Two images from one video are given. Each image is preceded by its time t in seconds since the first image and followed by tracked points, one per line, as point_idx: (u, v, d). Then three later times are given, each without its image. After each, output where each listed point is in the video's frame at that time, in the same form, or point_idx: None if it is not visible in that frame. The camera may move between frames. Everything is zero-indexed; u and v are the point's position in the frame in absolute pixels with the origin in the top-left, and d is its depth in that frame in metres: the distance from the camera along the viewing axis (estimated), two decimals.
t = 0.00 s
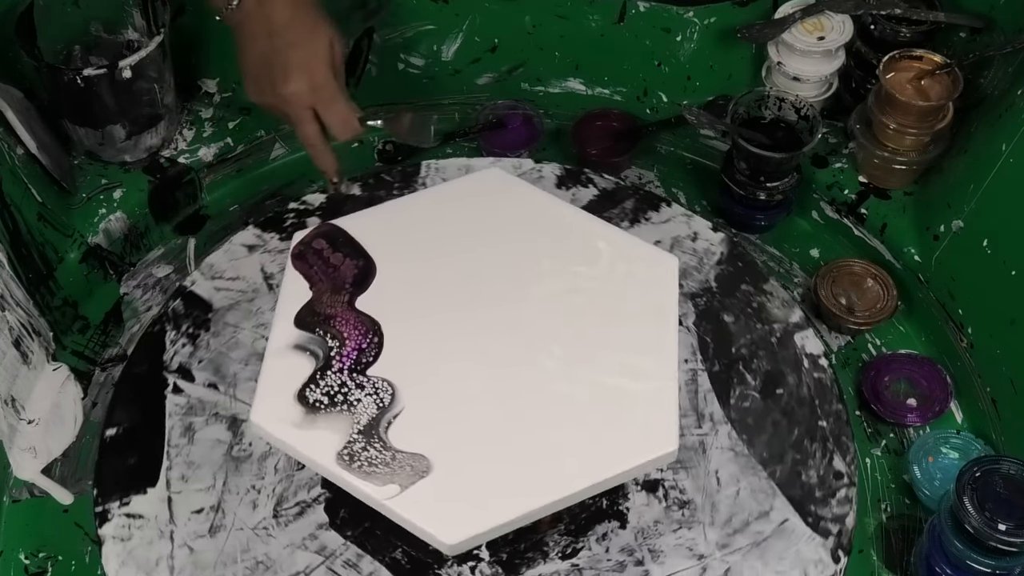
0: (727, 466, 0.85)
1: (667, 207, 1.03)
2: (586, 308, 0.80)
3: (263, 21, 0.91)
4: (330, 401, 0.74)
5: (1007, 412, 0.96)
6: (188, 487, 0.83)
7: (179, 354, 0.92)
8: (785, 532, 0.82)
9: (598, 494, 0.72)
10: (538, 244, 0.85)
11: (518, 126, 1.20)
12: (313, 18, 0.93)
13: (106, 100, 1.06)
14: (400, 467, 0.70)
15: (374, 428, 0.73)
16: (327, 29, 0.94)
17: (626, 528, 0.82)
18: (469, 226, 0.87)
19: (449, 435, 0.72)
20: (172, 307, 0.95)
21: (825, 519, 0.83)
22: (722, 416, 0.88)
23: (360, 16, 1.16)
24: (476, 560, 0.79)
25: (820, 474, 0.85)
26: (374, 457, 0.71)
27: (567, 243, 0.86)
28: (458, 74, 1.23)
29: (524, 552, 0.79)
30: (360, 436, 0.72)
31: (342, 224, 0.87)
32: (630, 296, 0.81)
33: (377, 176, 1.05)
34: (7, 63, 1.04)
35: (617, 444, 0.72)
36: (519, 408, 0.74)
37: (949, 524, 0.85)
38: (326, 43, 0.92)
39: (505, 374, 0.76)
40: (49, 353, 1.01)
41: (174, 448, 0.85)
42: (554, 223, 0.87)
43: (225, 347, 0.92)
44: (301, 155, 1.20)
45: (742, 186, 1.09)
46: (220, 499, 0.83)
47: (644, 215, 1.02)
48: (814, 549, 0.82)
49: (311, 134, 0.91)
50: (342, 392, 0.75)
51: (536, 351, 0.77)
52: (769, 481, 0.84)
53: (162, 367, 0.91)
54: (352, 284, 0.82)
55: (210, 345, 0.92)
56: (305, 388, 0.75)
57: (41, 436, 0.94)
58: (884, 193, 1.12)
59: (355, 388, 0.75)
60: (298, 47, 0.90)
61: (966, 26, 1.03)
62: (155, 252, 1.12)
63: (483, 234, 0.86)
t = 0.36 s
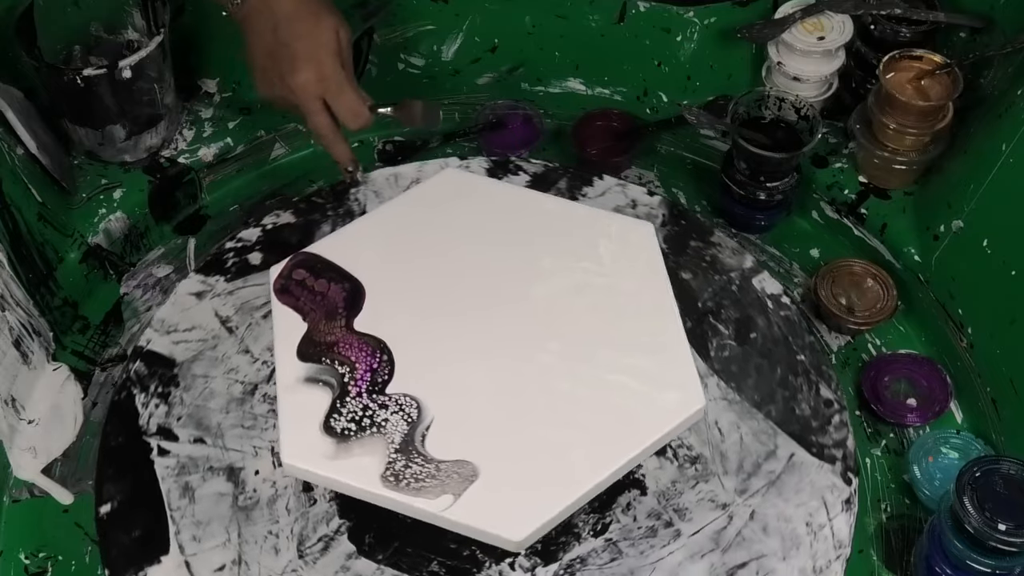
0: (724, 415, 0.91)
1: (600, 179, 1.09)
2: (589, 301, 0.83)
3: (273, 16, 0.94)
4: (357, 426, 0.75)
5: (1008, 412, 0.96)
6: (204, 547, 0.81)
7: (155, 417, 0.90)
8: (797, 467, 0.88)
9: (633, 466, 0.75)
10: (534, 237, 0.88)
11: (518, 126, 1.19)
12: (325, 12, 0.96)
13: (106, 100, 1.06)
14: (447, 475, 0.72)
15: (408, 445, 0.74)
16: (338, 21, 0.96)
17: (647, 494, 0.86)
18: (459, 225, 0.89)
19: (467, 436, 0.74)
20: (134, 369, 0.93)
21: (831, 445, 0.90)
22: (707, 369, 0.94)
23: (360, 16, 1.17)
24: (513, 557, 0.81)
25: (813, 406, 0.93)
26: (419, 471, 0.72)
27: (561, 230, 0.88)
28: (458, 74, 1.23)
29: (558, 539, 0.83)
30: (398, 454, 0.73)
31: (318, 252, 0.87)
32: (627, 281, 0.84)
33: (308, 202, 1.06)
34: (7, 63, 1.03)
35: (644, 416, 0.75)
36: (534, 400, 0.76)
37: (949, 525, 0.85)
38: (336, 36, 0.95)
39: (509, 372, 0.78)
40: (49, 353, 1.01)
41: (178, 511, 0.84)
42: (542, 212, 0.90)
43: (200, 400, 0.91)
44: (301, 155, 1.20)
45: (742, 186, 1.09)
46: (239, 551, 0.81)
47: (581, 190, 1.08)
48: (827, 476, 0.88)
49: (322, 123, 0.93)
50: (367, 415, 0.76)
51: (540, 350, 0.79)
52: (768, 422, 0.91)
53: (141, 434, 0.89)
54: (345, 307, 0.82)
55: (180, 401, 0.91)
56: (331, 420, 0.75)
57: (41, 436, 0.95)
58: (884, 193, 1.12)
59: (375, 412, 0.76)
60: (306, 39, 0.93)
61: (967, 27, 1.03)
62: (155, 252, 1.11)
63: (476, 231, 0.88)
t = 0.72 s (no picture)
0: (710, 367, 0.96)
1: (527, 166, 1.12)
2: (594, 290, 0.84)
3: (232, 34, 0.95)
4: (393, 445, 0.74)
5: (1008, 413, 0.96)
6: None
7: (148, 483, 0.88)
8: (788, 404, 0.94)
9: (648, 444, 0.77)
10: (530, 229, 0.89)
11: (518, 126, 1.19)
12: (284, 35, 0.96)
13: (106, 100, 1.06)
14: (495, 475, 0.73)
15: (446, 450, 0.74)
16: (296, 46, 0.96)
17: (659, 458, 0.90)
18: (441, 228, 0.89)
19: (482, 435, 0.75)
20: (112, 440, 0.91)
21: (814, 378, 0.97)
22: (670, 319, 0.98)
23: (360, 16, 1.17)
24: (547, 545, 0.84)
25: (788, 343, 0.99)
26: (467, 476, 0.73)
27: (552, 217, 0.90)
28: (458, 74, 1.23)
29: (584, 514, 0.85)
30: (441, 463, 0.73)
31: (305, 281, 0.85)
32: (623, 266, 0.86)
33: (246, 237, 1.06)
34: (7, 63, 1.04)
35: (664, 390, 0.77)
36: (552, 392, 0.77)
37: (949, 525, 0.85)
38: (291, 60, 0.95)
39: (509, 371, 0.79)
40: (49, 353, 1.01)
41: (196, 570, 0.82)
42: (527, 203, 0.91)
43: (190, 456, 0.89)
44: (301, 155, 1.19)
45: (742, 186, 1.09)
46: None
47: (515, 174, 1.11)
48: (818, 407, 0.95)
49: (265, 148, 0.93)
50: (398, 432, 0.75)
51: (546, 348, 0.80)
52: (751, 367, 0.97)
53: (139, 503, 0.87)
54: (344, 330, 0.81)
55: (170, 462, 0.89)
56: (364, 445, 0.74)
57: (41, 436, 0.95)
58: (884, 193, 1.12)
59: (403, 428, 0.75)
60: (261, 62, 0.93)
61: (967, 27, 1.03)
62: (155, 252, 1.12)
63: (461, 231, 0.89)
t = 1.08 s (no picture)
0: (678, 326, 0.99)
1: (458, 165, 1.12)
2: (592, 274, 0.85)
3: (223, 38, 0.93)
4: (431, 456, 0.74)
5: (1007, 412, 0.96)
6: None
7: (158, 548, 0.84)
8: (766, 349, 0.99)
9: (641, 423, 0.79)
10: (522, 219, 0.90)
11: (518, 126, 1.21)
12: (274, 37, 0.93)
13: (106, 100, 1.06)
14: (541, 469, 0.73)
15: (487, 450, 0.74)
16: (285, 48, 0.94)
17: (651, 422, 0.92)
18: (423, 233, 0.88)
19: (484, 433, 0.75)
20: (109, 513, 0.86)
21: (783, 319, 1.02)
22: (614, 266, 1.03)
23: (360, 16, 1.16)
24: (576, 527, 0.85)
25: (751, 292, 1.04)
26: (514, 472, 0.73)
27: (541, 204, 0.91)
28: (458, 74, 1.23)
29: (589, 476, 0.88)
30: (484, 464, 0.73)
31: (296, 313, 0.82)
32: (614, 249, 0.87)
33: (194, 282, 1.02)
34: (7, 62, 1.04)
35: (669, 374, 0.78)
36: (552, 392, 0.77)
37: (949, 525, 0.85)
38: (281, 62, 0.92)
39: (511, 370, 0.79)
40: (49, 353, 1.01)
41: None
42: (511, 194, 0.92)
43: (195, 512, 0.86)
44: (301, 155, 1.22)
45: (742, 186, 1.09)
46: None
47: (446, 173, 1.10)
48: (795, 346, 1.00)
49: (253, 154, 0.90)
50: (433, 441, 0.74)
51: (549, 338, 0.81)
52: (723, 319, 1.01)
53: (154, 569, 0.83)
54: (349, 353, 0.80)
55: (176, 522, 0.85)
56: (400, 463, 0.73)
57: (41, 436, 0.95)
58: (884, 193, 1.12)
59: (436, 437, 0.75)
60: (250, 66, 0.91)
61: (967, 27, 1.03)
62: (156, 252, 1.12)
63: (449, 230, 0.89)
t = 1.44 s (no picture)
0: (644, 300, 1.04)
1: (418, 168, 1.17)
2: (588, 267, 0.86)
3: (186, 58, 0.86)
4: (454, 458, 0.74)
5: (1007, 412, 0.96)
6: None
7: None
8: (747, 319, 1.04)
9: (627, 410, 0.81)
10: (517, 216, 0.90)
11: (518, 126, 1.21)
12: (241, 57, 0.87)
13: (106, 100, 1.07)
14: (564, 460, 0.74)
15: (509, 448, 0.74)
16: (252, 68, 0.88)
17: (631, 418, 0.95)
18: (411, 241, 0.88)
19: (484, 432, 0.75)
20: (117, 555, 0.86)
21: (760, 290, 1.07)
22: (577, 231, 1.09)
23: (360, 16, 1.16)
24: (589, 515, 0.88)
25: (724, 266, 1.09)
26: (539, 466, 0.73)
27: (532, 200, 0.91)
28: (458, 74, 1.23)
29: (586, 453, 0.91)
30: (508, 461, 0.74)
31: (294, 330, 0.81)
32: (608, 241, 0.88)
33: (167, 313, 1.03)
34: (7, 62, 1.04)
35: (670, 360, 0.79)
36: (552, 391, 0.77)
37: (949, 525, 0.85)
38: (246, 85, 0.86)
39: (513, 370, 0.79)
40: (49, 353, 1.01)
41: None
42: (500, 191, 0.92)
43: (205, 543, 0.86)
44: (302, 156, 1.24)
45: (742, 186, 1.09)
46: None
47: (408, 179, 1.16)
48: (774, 314, 1.05)
49: (217, 183, 0.87)
50: (454, 445, 0.74)
51: (549, 335, 0.81)
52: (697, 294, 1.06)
53: None
54: (356, 365, 0.79)
55: (187, 557, 0.86)
56: (424, 469, 0.73)
57: (41, 436, 0.94)
58: (884, 193, 1.12)
59: (456, 438, 0.75)
60: (215, 90, 0.85)
61: (967, 27, 1.03)
62: (156, 252, 1.12)
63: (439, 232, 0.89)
